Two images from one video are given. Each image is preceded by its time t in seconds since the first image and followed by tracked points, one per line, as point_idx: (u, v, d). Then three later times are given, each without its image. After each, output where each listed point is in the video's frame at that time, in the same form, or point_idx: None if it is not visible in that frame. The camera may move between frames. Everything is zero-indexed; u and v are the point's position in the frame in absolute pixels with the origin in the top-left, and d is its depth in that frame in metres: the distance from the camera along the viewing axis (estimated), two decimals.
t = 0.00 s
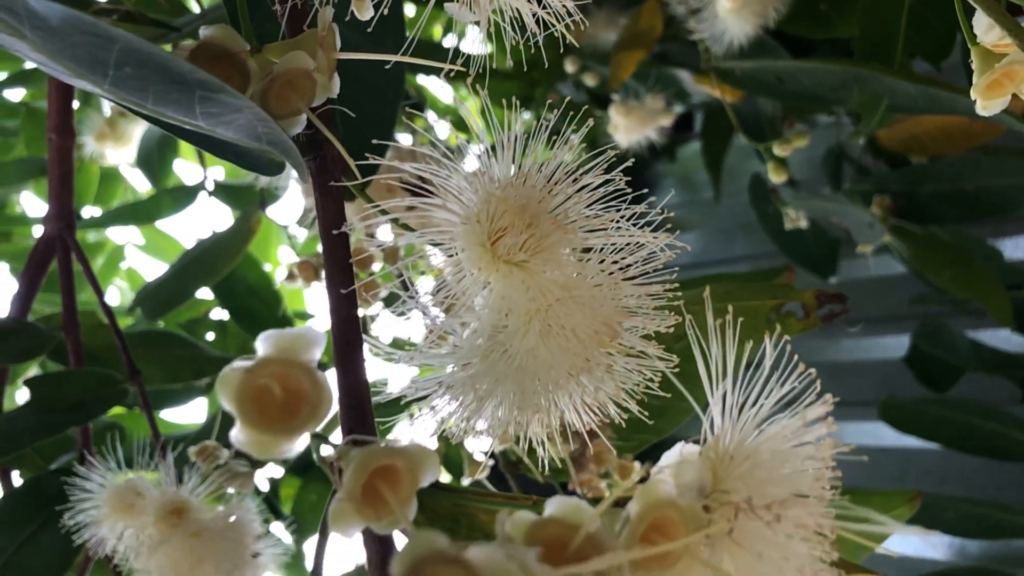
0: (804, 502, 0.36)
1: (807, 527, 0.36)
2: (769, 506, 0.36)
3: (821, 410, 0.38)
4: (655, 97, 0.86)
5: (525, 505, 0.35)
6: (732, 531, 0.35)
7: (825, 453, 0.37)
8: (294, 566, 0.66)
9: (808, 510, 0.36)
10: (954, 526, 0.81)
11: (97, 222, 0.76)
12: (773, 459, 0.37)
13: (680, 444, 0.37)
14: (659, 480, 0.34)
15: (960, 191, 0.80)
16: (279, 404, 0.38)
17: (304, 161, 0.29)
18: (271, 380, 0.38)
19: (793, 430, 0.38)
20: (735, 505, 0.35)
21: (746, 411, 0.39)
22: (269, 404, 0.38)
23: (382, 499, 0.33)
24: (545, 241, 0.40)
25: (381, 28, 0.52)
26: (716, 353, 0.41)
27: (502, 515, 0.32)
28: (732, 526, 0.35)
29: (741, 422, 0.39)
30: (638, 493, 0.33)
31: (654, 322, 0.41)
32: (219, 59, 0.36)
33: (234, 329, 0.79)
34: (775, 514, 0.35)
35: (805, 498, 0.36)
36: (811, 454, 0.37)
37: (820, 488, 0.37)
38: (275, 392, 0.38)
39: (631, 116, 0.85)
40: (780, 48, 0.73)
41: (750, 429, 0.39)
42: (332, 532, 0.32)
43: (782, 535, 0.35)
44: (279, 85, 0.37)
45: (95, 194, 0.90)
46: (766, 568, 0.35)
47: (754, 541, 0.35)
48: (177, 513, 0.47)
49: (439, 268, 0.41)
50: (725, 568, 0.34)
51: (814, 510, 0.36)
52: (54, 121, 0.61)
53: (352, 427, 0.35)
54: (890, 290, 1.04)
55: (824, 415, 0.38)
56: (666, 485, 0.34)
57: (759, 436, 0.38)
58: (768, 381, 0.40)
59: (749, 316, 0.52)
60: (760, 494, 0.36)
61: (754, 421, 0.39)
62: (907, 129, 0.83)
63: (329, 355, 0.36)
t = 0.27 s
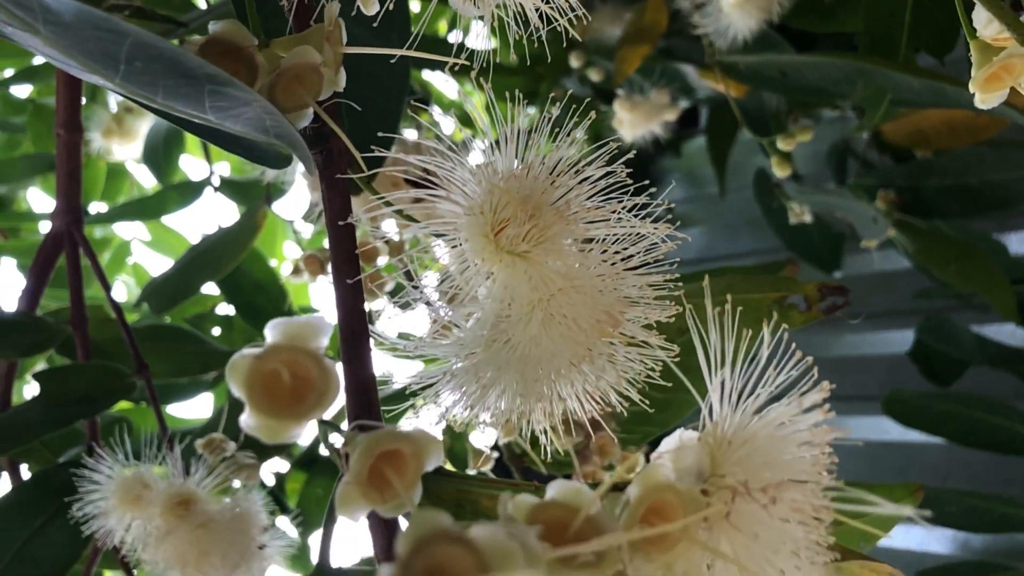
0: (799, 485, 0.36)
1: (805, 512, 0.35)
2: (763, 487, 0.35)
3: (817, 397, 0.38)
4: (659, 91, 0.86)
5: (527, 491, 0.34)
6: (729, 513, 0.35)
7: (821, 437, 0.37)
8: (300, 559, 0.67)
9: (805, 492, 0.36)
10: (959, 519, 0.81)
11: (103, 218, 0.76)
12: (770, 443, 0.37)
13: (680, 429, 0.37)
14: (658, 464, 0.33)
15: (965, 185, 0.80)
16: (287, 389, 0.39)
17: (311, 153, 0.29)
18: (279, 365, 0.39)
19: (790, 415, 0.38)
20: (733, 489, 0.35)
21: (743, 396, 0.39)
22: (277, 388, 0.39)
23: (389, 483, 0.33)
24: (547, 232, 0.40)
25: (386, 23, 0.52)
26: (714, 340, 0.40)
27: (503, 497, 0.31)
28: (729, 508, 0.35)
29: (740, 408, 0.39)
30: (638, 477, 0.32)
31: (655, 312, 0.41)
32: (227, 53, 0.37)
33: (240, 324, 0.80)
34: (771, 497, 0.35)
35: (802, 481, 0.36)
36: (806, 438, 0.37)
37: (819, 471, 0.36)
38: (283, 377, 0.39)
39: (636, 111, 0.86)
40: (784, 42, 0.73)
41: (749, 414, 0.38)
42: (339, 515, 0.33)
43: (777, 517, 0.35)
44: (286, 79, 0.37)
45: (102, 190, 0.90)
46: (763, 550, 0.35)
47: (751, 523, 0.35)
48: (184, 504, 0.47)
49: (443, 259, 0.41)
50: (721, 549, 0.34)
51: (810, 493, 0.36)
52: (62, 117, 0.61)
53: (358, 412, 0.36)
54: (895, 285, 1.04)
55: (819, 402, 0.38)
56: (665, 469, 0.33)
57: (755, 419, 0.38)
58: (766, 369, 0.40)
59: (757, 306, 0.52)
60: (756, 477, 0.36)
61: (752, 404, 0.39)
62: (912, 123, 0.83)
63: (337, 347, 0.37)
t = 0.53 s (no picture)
0: (795, 463, 0.36)
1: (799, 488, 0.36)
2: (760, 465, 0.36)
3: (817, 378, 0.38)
4: (663, 84, 0.86)
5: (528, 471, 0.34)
6: (726, 493, 0.35)
7: (817, 417, 0.37)
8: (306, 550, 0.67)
9: (800, 471, 0.36)
10: (962, 511, 0.81)
11: (110, 211, 0.77)
12: (767, 423, 0.37)
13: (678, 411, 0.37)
14: (658, 443, 0.33)
15: (969, 177, 0.80)
16: (296, 369, 0.39)
17: (317, 143, 0.30)
18: (288, 346, 0.39)
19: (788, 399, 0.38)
20: (732, 468, 0.35)
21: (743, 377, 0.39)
22: (287, 369, 0.39)
23: (395, 462, 0.34)
24: (550, 219, 0.41)
25: (390, 15, 0.53)
26: (713, 323, 0.41)
27: (506, 474, 0.31)
28: (727, 487, 0.35)
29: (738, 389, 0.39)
30: (638, 456, 0.32)
31: (655, 298, 0.41)
32: (236, 44, 0.37)
33: (246, 317, 0.80)
34: (767, 474, 0.35)
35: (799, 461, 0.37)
36: (802, 418, 0.37)
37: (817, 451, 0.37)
38: (292, 359, 0.39)
39: (639, 103, 0.86)
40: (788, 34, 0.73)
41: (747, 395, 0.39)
42: (347, 494, 0.34)
43: (772, 493, 0.36)
44: (293, 70, 0.37)
45: (109, 184, 0.91)
46: (759, 527, 0.35)
47: (748, 499, 0.35)
48: (192, 492, 0.48)
49: (449, 244, 0.41)
50: (721, 526, 0.34)
51: (805, 470, 0.36)
52: (69, 110, 0.62)
53: (364, 395, 0.36)
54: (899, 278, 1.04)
55: (818, 383, 0.38)
56: (665, 448, 0.33)
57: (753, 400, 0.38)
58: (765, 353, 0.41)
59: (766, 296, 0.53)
60: (753, 456, 0.36)
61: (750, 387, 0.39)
62: (915, 115, 0.83)
63: (346, 336, 0.37)
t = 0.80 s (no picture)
0: (791, 436, 0.37)
1: (797, 460, 0.36)
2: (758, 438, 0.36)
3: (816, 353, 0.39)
4: (668, 75, 0.86)
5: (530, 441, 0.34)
6: (726, 465, 0.35)
7: (814, 393, 0.38)
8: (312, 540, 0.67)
9: (797, 445, 0.37)
10: (966, 501, 0.81)
11: (116, 203, 0.77)
12: (767, 399, 0.38)
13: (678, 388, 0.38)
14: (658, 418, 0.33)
15: (974, 168, 0.80)
16: (304, 347, 0.40)
17: (324, 126, 0.30)
18: (297, 323, 0.40)
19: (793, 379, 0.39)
20: (731, 440, 0.35)
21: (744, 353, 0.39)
22: (295, 346, 0.40)
23: (401, 437, 0.34)
24: (554, 201, 0.41)
25: (396, 2, 0.53)
26: (712, 302, 0.41)
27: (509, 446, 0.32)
28: (726, 460, 0.35)
29: (741, 363, 0.40)
30: (638, 431, 0.33)
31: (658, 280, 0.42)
32: (243, 29, 0.37)
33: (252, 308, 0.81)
34: (765, 447, 0.36)
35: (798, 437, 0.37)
36: (803, 393, 0.38)
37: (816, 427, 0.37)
38: (300, 335, 0.40)
39: (644, 94, 0.86)
40: (792, 24, 0.73)
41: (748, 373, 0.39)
42: (353, 468, 0.34)
43: (770, 466, 0.36)
44: (300, 54, 0.38)
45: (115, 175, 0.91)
46: (757, 499, 0.35)
47: (747, 472, 0.35)
48: (199, 479, 0.48)
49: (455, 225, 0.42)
50: (718, 497, 0.34)
51: (803, 444, 0.37)
52: (76, 100, 0.62)
53: (370, 369, 0.37)
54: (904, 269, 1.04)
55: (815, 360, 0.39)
56: (665, 423, 0.33)
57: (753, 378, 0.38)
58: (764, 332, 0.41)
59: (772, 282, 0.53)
60: (750, 428, 0.37)
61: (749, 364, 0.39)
62: (920, 106, 0.83)
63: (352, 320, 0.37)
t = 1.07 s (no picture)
0: (782, 409, 0.38)
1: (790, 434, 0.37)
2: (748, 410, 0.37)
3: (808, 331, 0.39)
4: (669, 68, 0.86)
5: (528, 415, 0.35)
6: (719, 440, 0.36)
7: (808, 369, 0.38)
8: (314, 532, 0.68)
9: (788, 416, 0.37)
10: (967, 493, 0.81)
11: (118, 196, 0.77)
12: (757, 377, 0.38)
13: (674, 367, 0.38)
14: (653, 395, 0.35)
15: (975, 161, 0.80)
16: (305, 325, 0.38)
17: (323, 109, 0.30)
18: (299, 300, 0.38)
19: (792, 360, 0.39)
20: (723, 414, 0.36)
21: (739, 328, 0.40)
22: (296, 324, 0.38)
23: (401, 413, 0.34)
24: (552, 185, 0.41)
25: None
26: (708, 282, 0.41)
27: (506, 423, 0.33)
28: (719, 435, 0.36)
29: (736, 341, 0.40)
30: (633, 408, 0.34)
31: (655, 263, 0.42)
32: (246, 14, 0.37)
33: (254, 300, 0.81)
34: (757, 421, 0.36)
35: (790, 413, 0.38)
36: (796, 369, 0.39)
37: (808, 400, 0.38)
38: (302, 312, 0.38)
39: (645, 86, 0.85)
40: (792, 17, 0.73)
41: (741, 351, 0.39)
42: (354, 444, 0.33)
43: (762, 441, 0.37)
44: (302, 40, 0.38)
45: (117, 168, 0.92)
46: (750, 474, 0.36)
47: (740, 448, 0.36)
48: (201, 467, 0.49)
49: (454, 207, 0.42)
50: (712, 471, 0.35)
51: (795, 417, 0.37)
52: (79, 91, 0.62)
53: (369, 346, 0.37)
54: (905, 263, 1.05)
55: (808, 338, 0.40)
56: (660, 400, 0.34)
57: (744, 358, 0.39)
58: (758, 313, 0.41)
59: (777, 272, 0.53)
60: (741, 402, 0.37)
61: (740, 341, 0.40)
62: (921, 99, 0.83)
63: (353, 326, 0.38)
